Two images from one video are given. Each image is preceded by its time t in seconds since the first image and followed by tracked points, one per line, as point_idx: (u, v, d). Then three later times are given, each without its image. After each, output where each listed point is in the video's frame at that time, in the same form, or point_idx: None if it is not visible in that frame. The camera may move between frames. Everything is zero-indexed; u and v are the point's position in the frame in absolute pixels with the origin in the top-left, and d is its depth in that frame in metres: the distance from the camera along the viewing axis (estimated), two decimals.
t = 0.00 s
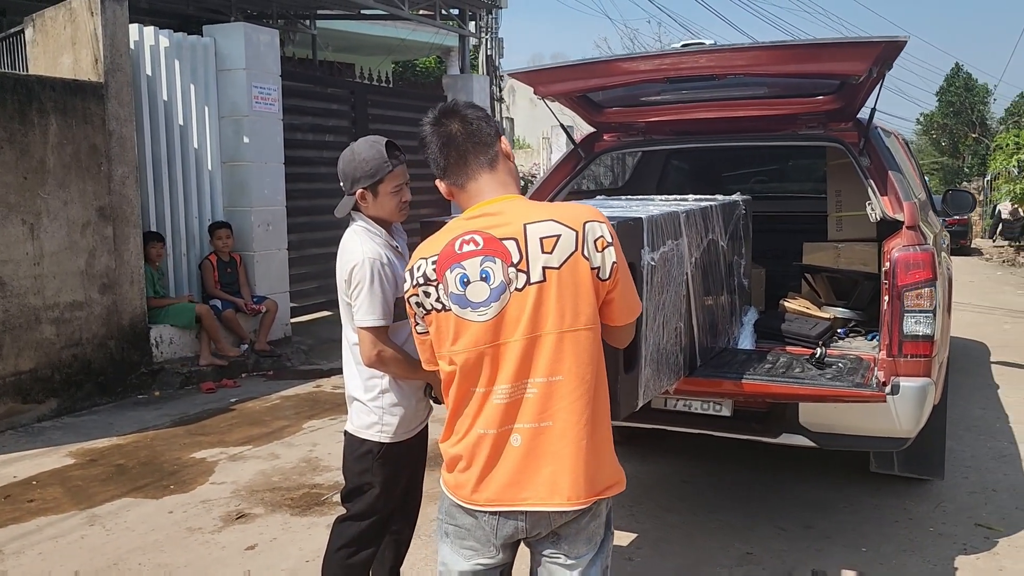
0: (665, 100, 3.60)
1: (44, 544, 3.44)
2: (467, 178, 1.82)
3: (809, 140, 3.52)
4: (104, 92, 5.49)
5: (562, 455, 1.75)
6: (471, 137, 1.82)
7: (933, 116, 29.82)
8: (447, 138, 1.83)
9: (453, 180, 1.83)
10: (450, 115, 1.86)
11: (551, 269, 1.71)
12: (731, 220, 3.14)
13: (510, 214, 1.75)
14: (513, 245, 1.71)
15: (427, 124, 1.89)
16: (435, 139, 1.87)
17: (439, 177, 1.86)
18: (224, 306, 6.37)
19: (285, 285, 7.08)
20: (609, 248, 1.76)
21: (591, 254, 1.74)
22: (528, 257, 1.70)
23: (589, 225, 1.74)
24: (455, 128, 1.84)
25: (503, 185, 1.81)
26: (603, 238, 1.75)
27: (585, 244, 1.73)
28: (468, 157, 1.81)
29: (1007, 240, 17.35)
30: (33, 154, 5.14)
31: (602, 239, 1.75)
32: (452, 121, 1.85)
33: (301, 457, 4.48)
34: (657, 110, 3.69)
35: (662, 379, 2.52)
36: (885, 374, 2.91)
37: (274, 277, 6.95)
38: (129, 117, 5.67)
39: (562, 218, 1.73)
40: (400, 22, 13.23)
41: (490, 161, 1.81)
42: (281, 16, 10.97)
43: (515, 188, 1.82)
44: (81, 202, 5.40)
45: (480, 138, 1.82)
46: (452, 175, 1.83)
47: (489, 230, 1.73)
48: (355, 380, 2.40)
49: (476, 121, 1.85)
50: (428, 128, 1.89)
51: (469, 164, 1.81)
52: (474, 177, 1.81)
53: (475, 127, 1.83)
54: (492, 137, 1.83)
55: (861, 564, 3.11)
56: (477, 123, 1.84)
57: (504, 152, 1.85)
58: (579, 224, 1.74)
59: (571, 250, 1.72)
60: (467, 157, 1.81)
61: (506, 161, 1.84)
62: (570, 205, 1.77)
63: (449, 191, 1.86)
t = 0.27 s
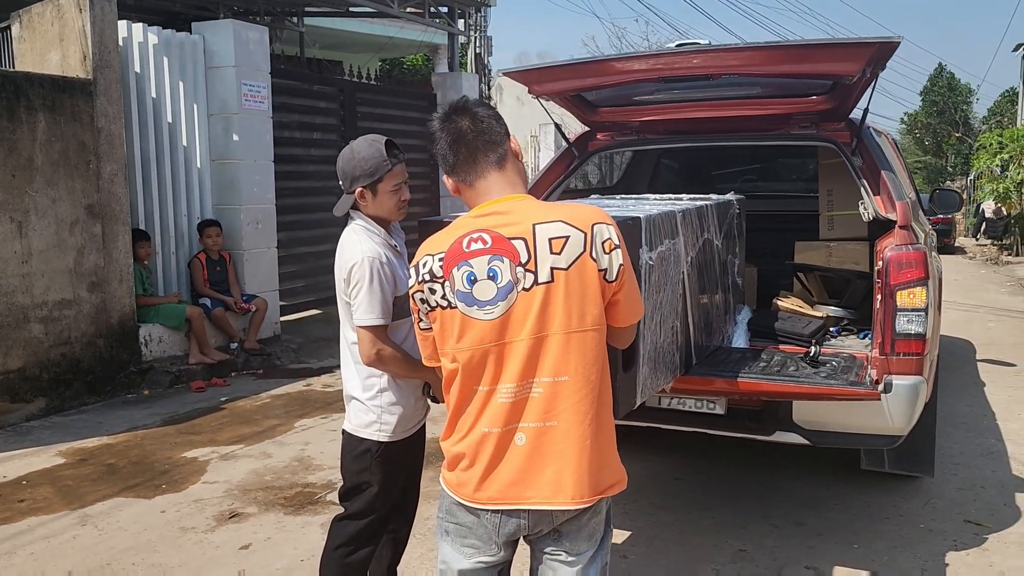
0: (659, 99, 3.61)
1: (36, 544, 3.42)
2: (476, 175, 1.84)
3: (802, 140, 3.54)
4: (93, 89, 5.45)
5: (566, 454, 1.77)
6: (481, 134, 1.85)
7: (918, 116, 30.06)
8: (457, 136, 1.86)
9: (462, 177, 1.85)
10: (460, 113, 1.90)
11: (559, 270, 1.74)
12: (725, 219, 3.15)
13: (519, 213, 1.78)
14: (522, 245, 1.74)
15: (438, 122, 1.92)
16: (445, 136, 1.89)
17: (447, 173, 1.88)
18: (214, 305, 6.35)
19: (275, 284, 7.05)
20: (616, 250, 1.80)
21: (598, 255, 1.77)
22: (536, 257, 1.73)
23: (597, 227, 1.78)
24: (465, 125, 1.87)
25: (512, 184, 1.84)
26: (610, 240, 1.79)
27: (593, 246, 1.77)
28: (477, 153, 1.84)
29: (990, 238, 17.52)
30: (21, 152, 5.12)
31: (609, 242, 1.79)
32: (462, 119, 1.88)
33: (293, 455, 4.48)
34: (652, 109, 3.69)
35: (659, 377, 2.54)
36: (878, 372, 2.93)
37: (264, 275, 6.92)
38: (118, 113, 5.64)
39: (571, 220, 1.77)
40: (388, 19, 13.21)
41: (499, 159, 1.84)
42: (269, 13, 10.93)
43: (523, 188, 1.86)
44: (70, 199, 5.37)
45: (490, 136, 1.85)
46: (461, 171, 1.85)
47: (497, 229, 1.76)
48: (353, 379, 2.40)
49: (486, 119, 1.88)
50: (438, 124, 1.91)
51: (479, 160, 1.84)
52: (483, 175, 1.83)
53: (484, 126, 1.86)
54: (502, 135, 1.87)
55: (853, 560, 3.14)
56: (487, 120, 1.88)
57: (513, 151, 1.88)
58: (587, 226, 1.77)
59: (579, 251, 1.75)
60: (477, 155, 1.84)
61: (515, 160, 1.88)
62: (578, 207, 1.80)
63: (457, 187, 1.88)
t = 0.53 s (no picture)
0: (648, 97, 3.61)
1: (16, 544, 3.36)
2: (470, 171, 1.83)
3: (789, 138, 3.55)
4: (74, 83, 5.38)
5: (558, 453, 1.75)
6: (476, 131, 1.83)
7: (898, 117, 30.32)
8: (452, 131, 1.85)
9: (456, 172, 1.84)
10: (455, 108, 1.88)
11: (552, 267, 1.72)
12: (714, 218, 3.16)
13: (512, 210, 1.76)
14: (515, 242, 1.72)
15: (432, 117, 1.90)
16: (439, 131, 1.88)
17: (441, 168, 1.87)
18: (197, 303, 6.27)
19: (258, 281, 6.99)
20: (610, 248, 1.78)
21: (592, 253, 1.76)
22: (529, 254, 1.72)
23: (591, 224, 1.76)
24: (460, 121, 1.85)
25: (507, 181, 1.82)
26: (604, 238, 1.77)
27: (587, 243, 1.75)
28: (472, 150, 1.83)
29: (969, 239, 17.70)
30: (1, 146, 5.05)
31: (603, 240, 1.77)
32: (457, 114, 1.86)
33: (277, 454, 4.44)
34: (642, 108, 3.67)
35: (649, 376, 2.53)
36: (865, 371, 2.94)
37: (247, 272, 6.87)
38: (100, 109, 5.57)
39: (565, 217, 1.75)
40: (373, 16, 13.15)
41: (494, 155, 1.83)
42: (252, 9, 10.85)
43: (518, 184, 1.84)
44: (51, 195, 5.30)
45: (485, 132, 1.84)
46: (456, 168, 1.84)
47: (490, 225, 1.74)
48: (342, 377, 2.37)
49: (481, 115, 1.86)
50: (432, 119, 1.90)
51: (473, 156, 1.82)
52: (477, 171, 1.82)
53: (479, 122, 1.84)
54: (497, 131, 1.85)
55: (840, 558, 3.15)
56: (482, 117, 1.86)
57: (508, 147, 1.87)
58: (581, 223, 1.75)
59: (572, 249, 1.74)
60: (471, 151, 1.83)
61: (510, 156, 1.86)
62: (572, 204, 1.78)
63: (451, 183, 1.87)
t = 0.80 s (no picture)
0: (632, 93, 3.58)
1: None
2: (457, 166, 1.77)
3: (773, 135, 3.53)
4: (43, 79, 5.25)
5: (548, 454, 1.68)
6: (462, 124, 1.77)
7: (871, 117, 30.66)
8: (437, 125, 1.78)
9: (442, 166, 1.78)
10: (441, 101, 1.81)
11: (541, 263, 1.67)
12: (701, 214, 3.13)
13: (500, 205, 1.71)
14: (503, 237, 1.67)
15: (416, 110, 1.84)
16: (424, 124, 1.81)
17: (427, 164, 1.81)
18: (172, 303, 6.18)
19: (234, 281, 6.89)
20: (601, 243, 1.72)
21: (582, 249, 1.70)
22: (517, 250, 1.66)
23: (582, 219, 1.71)
24: (445, 114, 1.79)
25: (494, 175, 1.77)
26: (594, 233, 1.71)
27: (577, 239, 1.69)
28: (458, 144, 1.77)
29: (943, 237, 17.92)
30: None
31: (594, 235, 1.71)
32: (442, 107, 1.80)
33: (255, 457, 4.35)
34: (627, 104, 3.63)
35: (638, 374, 2.49)
36: (852, 368, 2.94)
37: (223, 272, 6.76)
38: (69, 105, 5.44)
39: (554, 212, 1.69)
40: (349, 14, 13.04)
41: (482, 148, 1.77)
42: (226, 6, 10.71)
43: (505, 179, 1.79)
44: (19, 194, 5.17)
45: (471, 125, 1.78)
46: (442, 163, 1.78)
47: (477, 221, 1.69)
48: (323, 379, 2.31)
49: (467, 108, 1.80)
50: (416, 112, 1.83)
51: (460, 151, 1.77)
52: (464, 166, 1.76)
53: (466, 115, 1.78)
54: (484, 124, 1.79)
55: (827, 557, 3.13)
56: (468, 110, 1.80)
57: (495, 140, 1.81)
58: (571, 218, 1.70)
59: (562, 244, 1.68)
60: (457, 144, 1.77)
61: (497, 149, 1.80)
62: (563, 199, 1.73)
63: (438, 178, 1.81)
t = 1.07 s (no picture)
0: (623, 92, 3.54)
1: None
2: (463, 166, 1.71)
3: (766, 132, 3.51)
4: (12, 85, 5.10)
5: (565, 463, 1.62)
6: (468, 122, 1.71)
7: (840, 116, 31.02)
8: (442, 124, 1.72)
9: (449, 166, 1.72)
10: (445, 100, 1.75)
11: (554, 264, 1.61)
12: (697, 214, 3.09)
13: (510, 205, 1.64)
14: (514, 238, 1.60)
15: (420, 109, 1.78)
16: (428, 123, 1.75)
17: (431, 165, 1.75)
18: (149, 313, 6.05)
19: (212, 289, 6.75)
20: (614, 244, 1.66)
21: (596, 249, 1.64)
22: (529, 251, 1.60)
23: (594, 219, 1.65)
24: (451, 113, 1.73)
25: (502, 175, 1.71)
26: (608, 233, 1.65)
27: (590, 239, 1.63)
28: (465, 143, 1.71)
29: (914, 233, 18.14)
30: None
31: (607, 235, 1.65)
32: (447, 106, 1.74)
33: (241, 469, 4.25)
34: (618, 102, 3.57)
35: (643, 378, 2.44)
36: (852, 366, 2.92)
37: (200, 280, 6.63)
38: (39, 112, 5.30)
39: (566, 212, 1.63)
40: (320, 18, 12.91)
41: (489, 148, 1.71)
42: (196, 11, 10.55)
43: (514, 179, 1.73)
44: None
45: (478, 124, 1.72)
46: (448, 163, 1.72)
47: (487, 222, 1.62)
48: (321, 390, 2.23)
49: (473, 107, 1.74)
50: (420, 112, 1.77)
51: (466, 150, 1.70)
52: (471, 166, 1.70)
53: (472, 113, 1.73)
54: (491, 123, 1.73)
55: (830, 557, 3.10)
56: (474, 108, 1.74)
57: (502, 140, 1.75)
58: (584, 218, 1.64)
59: (575, 245, 1.62)
60: (464, 143, 1.71)
61: (504, 149, 1.74)
62: (574, 199, 1.67)
63: (443, 179, 1.74)
